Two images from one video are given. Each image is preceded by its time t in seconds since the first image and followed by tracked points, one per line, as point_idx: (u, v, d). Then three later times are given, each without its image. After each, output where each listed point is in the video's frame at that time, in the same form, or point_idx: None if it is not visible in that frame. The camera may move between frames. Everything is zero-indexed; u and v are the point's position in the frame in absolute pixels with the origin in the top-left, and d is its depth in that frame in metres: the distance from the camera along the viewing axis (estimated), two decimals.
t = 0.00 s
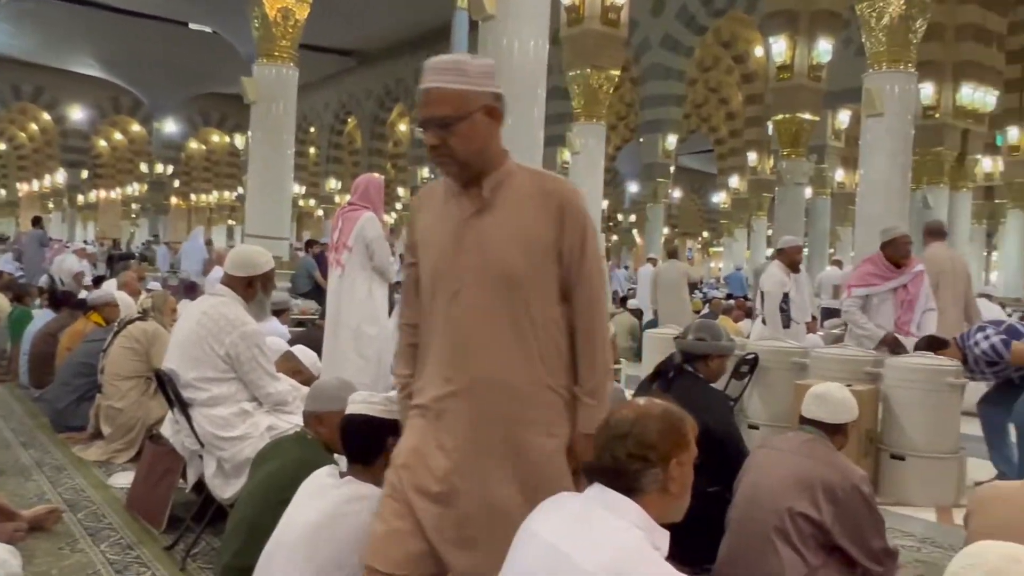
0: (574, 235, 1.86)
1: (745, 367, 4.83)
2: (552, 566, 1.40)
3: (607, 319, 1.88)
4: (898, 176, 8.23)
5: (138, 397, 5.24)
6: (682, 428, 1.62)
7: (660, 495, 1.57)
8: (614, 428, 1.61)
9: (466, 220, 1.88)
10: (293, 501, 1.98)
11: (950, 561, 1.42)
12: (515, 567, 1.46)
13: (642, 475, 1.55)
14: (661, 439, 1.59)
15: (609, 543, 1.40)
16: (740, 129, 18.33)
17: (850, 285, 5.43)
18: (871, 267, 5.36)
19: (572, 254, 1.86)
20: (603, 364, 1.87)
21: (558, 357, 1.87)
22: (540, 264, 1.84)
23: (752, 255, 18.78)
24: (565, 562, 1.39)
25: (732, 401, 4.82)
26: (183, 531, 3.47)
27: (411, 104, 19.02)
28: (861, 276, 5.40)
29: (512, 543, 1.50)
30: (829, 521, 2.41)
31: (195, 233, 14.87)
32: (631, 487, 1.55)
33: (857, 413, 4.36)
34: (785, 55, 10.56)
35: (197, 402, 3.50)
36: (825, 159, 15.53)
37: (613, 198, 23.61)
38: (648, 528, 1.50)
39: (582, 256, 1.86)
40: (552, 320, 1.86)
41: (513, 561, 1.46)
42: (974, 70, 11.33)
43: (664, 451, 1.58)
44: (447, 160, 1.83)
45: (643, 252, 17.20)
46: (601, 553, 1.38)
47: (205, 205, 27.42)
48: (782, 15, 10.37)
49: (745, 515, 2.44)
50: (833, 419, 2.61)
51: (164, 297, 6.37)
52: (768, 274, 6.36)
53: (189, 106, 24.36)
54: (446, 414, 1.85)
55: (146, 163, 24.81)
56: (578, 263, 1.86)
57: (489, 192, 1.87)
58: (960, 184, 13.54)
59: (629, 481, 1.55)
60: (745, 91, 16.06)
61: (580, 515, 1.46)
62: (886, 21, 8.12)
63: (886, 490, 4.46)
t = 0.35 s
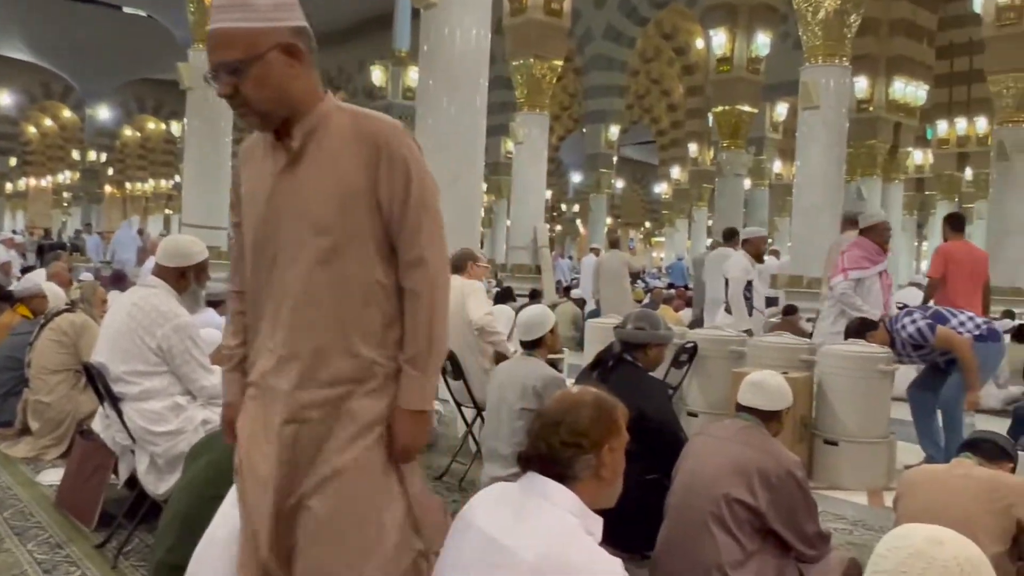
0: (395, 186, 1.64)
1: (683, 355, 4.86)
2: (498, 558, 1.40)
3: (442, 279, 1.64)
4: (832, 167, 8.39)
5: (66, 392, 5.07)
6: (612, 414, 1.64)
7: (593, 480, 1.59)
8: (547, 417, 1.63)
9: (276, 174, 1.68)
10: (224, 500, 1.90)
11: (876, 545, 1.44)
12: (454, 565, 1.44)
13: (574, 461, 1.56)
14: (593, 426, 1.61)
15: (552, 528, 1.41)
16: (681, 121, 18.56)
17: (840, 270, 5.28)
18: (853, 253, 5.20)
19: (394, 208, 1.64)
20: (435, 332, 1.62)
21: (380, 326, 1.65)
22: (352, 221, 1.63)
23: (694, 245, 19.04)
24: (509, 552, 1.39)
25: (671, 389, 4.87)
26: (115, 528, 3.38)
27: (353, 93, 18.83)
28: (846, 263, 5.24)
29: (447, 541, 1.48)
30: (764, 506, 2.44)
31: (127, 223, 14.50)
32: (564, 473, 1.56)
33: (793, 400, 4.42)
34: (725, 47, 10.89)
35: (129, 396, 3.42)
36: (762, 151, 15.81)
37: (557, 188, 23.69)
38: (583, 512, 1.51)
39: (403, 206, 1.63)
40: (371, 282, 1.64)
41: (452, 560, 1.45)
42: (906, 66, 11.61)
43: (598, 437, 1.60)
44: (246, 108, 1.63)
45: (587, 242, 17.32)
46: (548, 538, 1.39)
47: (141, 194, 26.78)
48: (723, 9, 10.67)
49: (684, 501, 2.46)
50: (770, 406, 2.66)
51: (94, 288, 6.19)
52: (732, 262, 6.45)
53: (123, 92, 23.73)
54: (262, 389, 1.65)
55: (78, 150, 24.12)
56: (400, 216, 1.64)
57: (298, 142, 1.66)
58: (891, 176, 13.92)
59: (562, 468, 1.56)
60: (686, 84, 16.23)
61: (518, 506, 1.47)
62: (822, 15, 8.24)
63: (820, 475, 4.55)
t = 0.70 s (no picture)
0: (249, 164, 1.40)
1: (632, 345, 4.90)
2: (447, 547, 1.40)
3: (301, 280, 1.37)
4: (778, 158, 8.52)
5: (3, 388, 4.93)
6: (538, 398, 1.66)
7: (524, 461, 1.59)
8: (474, 403, 1.63)
9: (142, 149, 1.50)
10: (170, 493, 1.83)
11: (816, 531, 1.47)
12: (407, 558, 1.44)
13: (504, 444, 1.57)
14: (521, 409, 1.61)
15: (495, 514, 1.40)
16: (631, 113, 18.69)
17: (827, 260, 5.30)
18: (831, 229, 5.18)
19: (247, 188, 1.40)
20: (287, 336, 1.36)
21: (230, 331, 1.41)
22: (201, 202, 1.40)
23: (643, 236, 19.22)
24: (454, 544, 1.39)
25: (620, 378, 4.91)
26: (54, 527, 3.31)
27: (300, 82, 18.58)
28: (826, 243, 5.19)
29: (399, 536, 1.48)
30: (710, 493, 2.47)
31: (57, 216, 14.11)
32: (495, 456, 1.56)
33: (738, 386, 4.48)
34: (673, 40, 10.94)
35: (66, 392, 3.33)
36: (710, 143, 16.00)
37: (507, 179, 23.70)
38: (516, 493, 1.51)
39: (258, 187, 1.39)
40: (220, 278, 1.40)
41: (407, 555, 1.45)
42: (849, 59, 11.84)
43: (525, 420, 1.61)
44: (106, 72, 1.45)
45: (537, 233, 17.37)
46: (488, 523, 1.39)
47: (83, 184, 26.16)
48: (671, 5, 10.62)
49: (633, 489, 2.49)
50: (717, 394, 2.69)
51: (31, 281, 6.02)
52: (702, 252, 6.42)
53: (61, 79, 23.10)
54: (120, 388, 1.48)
55: (16, 139, 23.44)
56: (256, 203, 1.40)
57: (162, 113, 1.46)
58: (835, 168, 14.19)
59: (492, 451, 1.56)
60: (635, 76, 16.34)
61: (456, 493, 1.46)
62: (767, 9, 8.32)
63: (765, 461, 4.64)
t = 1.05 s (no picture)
0: (50, 142, 1.13)
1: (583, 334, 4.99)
2: (389, 544, 1.41)
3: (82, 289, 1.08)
4: (726, 149, 8.62)
5: None
6: (460, 380, 1.66)
7: (451, 444, 1.60)
8: (397, 391, 1.63)
9: None
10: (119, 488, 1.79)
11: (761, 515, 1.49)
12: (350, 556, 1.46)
13: (431, 429, 1.57)
14: (444, 392, 1.62)
15: (438, 508, 1.42)
16: (582, 103, 18.75)
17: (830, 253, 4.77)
18: (828, 236, 4.82)
19: (49, 169, 1.14)
20: (57, 355, 1.08)
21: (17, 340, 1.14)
22: None
23: (595, 226, 19.33)
24: (394, 540, 1.41)
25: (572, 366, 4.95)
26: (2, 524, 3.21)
27: (247, 69, 18.26)
28: (821, 251, 4.84)
29: (339, 536, 1.49)
30: (658, 480, 2.51)
31: None
32: (420, 442, 1.57)
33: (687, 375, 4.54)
34: (623, 31, 11.01)
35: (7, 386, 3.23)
36: (660, 133, 16.12)
37: (459, 168, 23.62)
38: (447, 475, 1.52)
39: (62, 169, 1.13)
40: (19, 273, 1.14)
41: (350, 555, 1.46)
42: (796, 52, 12.01)
43: (448, 403, 1.61)
44: None
45: (489, 223, 17.36)
46: (430, 518, 1.40)
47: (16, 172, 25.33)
48: None
49: (580, 480, 2.50)
50: (664, 381, 2.72)
51: None
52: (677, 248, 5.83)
53: None
54: None
55: None
56: (57, 186, 1.13)
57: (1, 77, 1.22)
58: (783, 158, 14.39)
59: (417, 437, 1.57)
60: (586, 66, 16.38)
61: (395, 487, 1.48)
62: None
63: (715, 448, 4.70)
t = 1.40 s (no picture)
0: None
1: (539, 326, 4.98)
2: (328, 539, 1.41)
3: None
4: (678, 141, 8.70)
5: None
6: (392, 374, 1.64)
7: (387, 438, 1.58)
8: (329, 390, 1.61)
9: None
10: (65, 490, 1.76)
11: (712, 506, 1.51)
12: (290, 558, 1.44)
13: (364, 427, 1.56)
14: (376, 387, 1.60)
15: (378, 501, 1.41)
16: (535, 94, 18.74)
17: (836, 245, 5.11)
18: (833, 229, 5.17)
19: None
20: None
21: None
22: None
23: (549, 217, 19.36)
24: (338, 537, 1.40)
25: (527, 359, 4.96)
26: None
27: (195, 59, 17.92)
28: (827, 243, 5.18)
29: (281, 536, 1.48)
30: (612, 471, 2.52)
31: None
32: (356, 438, 1.55)
33: (639, 367, 4.58)
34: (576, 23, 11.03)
35: None
36: (614, 125, 16.18)
37: (412, 160, 23.48)
38: (384, 469, 1.51)
39: None
40: None
41: (292, 552, 1.45)
42: (747, 45, 12.08)
43: (381, 397, 1.59)
44: None
45: (443, 215, 17.28)
46: (370, 511, 1.40)
47: None
48: None
49: (534, 473, 2.51)
50: (617, 372, 2.73)
51: None
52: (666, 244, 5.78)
53: None
54: None
55: None
56: None
57: None
58: (734, 150, 14.54)
59: (353, 434, 1.55)
60: (539, 58, 16.38)
61: (334, 484, 1.47)
62: None
63: (668, 438, 4.75)
